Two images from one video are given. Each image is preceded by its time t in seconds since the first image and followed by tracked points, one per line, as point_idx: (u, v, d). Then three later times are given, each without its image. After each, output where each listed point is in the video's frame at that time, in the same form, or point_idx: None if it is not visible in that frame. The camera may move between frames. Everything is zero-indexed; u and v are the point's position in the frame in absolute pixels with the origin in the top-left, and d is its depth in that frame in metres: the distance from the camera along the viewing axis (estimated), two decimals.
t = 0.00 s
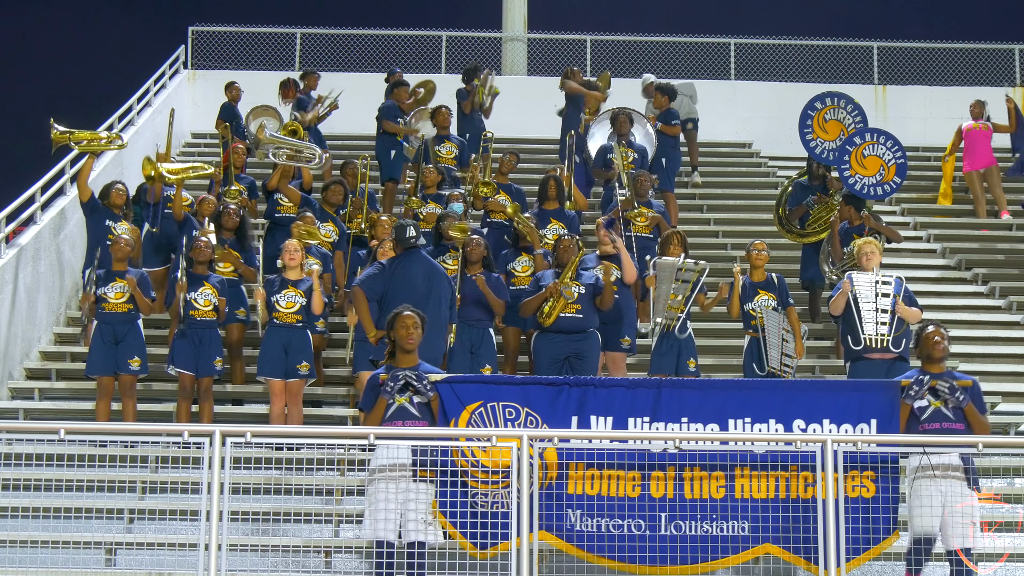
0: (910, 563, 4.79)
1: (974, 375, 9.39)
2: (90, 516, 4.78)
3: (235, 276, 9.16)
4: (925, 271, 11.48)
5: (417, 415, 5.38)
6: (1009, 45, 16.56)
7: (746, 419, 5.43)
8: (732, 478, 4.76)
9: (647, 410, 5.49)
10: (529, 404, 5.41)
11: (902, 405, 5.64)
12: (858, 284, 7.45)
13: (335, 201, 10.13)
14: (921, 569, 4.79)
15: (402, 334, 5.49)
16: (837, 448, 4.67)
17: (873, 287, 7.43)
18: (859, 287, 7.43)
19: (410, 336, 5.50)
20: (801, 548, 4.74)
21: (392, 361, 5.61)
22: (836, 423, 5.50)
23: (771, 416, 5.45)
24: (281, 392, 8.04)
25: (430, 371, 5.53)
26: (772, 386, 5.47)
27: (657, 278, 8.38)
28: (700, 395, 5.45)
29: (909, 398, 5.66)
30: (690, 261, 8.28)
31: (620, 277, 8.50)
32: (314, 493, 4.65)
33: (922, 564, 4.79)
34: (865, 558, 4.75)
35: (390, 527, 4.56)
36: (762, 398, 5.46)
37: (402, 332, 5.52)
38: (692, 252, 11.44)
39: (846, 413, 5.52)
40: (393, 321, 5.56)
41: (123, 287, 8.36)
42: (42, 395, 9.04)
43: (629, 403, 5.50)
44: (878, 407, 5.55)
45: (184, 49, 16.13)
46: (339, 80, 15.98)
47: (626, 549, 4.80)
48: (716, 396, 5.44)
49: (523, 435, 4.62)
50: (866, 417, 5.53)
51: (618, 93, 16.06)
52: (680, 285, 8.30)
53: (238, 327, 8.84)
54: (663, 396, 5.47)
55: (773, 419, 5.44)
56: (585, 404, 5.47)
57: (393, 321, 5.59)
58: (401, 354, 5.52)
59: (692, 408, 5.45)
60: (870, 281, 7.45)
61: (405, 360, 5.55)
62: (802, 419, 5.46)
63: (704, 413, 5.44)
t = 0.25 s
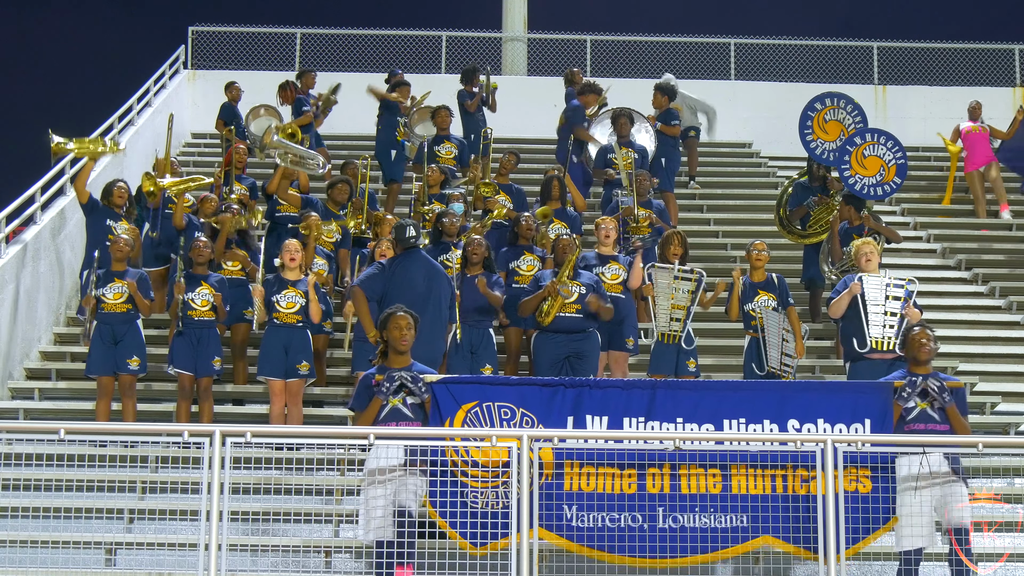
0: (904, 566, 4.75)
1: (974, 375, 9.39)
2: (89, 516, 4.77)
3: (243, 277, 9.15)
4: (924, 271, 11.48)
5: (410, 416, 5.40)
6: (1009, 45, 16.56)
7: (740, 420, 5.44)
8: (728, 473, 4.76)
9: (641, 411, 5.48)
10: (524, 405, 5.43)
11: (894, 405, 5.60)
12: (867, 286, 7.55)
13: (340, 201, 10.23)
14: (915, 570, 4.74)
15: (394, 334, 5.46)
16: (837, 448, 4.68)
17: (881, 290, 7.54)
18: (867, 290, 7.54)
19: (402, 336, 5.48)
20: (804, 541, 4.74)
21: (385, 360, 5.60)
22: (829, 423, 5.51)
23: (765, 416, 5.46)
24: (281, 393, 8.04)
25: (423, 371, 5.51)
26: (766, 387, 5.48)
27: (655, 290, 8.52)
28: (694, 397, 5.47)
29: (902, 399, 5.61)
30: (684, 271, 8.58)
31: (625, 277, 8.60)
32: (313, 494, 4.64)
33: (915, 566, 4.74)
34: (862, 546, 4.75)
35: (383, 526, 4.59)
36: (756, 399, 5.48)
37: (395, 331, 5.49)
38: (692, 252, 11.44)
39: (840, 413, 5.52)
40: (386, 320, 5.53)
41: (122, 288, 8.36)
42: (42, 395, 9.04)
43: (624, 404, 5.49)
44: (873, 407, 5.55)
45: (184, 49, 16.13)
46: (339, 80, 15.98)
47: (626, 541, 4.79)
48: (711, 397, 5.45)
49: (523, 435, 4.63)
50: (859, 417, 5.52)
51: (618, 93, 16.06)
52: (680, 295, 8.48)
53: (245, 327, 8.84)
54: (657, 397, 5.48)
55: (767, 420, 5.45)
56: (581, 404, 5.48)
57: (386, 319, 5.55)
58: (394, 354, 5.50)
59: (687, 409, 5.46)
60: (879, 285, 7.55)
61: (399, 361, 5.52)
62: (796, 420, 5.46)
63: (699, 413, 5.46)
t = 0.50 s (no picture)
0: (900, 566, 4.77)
1: (974, 375, 9.39)
2: (89, 515, 4.77)
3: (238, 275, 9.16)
4: (925, 271, 11.48)
5: (412, 419, 5.49)
6: (1009, 45, 16.56)
7: (745, 420, 5.43)
8: (733, 472, 4.74)
9: (646, 412, 5.46)
10: (530, 406, 5.40)
11: (898, 405, 5.61)
12: (868, 291, 7.52)
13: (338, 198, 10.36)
14: (910, 569, 4.77)
15: (394, 335, 5.66)
16: (838, 448, 4.68)
17: (881, 292, 7.48)
18: (868, 293, 7.52)
19: (402, 336, 5.67)
20: (805, 538, 4.72)
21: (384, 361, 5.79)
22: (835, 424, 5.50)
23: (770, 417, 5.46)
24: (281, 393, 8.04)
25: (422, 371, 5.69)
26: (770, 388, 5.48)
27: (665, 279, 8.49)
28: (699, 397, 5.44)
29: (904, 401, 5.70)
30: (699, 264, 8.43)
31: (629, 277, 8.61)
32: (313, 494, 4.64)
33: (911, 565, 4.76)
34: (864, 551, 4.73)
35: (380, 526, 4.59)
36: (759, 400, 5.48)
37: (394, 333, 5.69)
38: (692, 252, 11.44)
39: (844, 413, 5.53)
40: (385, 321, 5.73)
41: (122, 290, 8.38)
42: (42, 395, 9.04)
43: (630, 405, 5.46)
44: (877, 408, 5.54)
45: (184, 49, 16.13)
46: (339, 80, 15.98)
47: (627, 539, 4.78)
48: (716, 398, 5.43)
49: (523, 435, 4.63)
50: (864, 417, 5.54)
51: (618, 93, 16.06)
52: (690, 288, 8.39)
53: (243, 328, 8.83)
54: (663, 398, 5.45)
55: (772, 420, 5.44)
56: (587, 405, 5.45)
57: (384, 321, 5.76)
58: (393, 354, 5.69)
59: (692, 410, 5.43)
60: (880, 287, 7.50)
61: (398, 361, 5.72)
62: (801, 420, 5.45)
63: (705, 413, 5.43)
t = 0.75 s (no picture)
0: (898, 567, 4.76)
1: (974, 375, 9.39)
2: (89, 516, 4.77)
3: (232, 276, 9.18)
4: (925, 270, 11.48)
5: (416, 421, 5.43)
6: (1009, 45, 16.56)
7: (748, 421, 5.44)
8: (736, 472, 4.74)
9: (649, 413, 5.46)
10: (534, 407, 5.42)
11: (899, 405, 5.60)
12: (856, 288, 7.42)
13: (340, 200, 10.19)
14: (909, 570, 4.76)
15: (400, 335, 5.58)
16: (837, 448, 4.67)
17: (869, 291, 7.40)
18: (857, 291, 7.42)
19: (408, 337, 5.59)
20: (803, 539, 4.72)
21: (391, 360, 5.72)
22: (837, 424, 5.50)
23: (773, 417, 5.46)
24: (281, 393, 8.04)
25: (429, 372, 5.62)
26: (771, 388, 5.48)
27: (663, 275, 8.49)
28: (701, 398, 5.46)
29: (904, 401, 5.71)
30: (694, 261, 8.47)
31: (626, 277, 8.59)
32: (313, 493, 4.64)
33: (909, 567, 4.76)
34: (864, 556, 4.70)
35: (393, 533, 4.56)
36: (762, 400, 5.48)
37: (400, 333, 5.61)
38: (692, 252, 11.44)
39: (846, 414, 5.52)
40: (391, 320, 5.64)
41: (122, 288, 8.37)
42: (42, 395, 9.04)
43: (633, 406, 5.48)
44: (880, 407, 5.53)
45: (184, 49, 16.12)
46: (339, 80, 15.98)
47: (627, 540, 4.78)
48: (718, 399, 5.44)
49: (523, 435, 4.63)
50: (864, 418, 5.53)
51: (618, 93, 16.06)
52: (687, 283, 8.46)
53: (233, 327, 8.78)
54: (665, 399, 5.45)
55: (776, 421, 5.45)
56: (589, 406, 5.46)
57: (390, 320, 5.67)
58: (399, 354, 5.62)
59: (694, 410, 5.45)
60: (868, 285, 7.41)
61: (404, 362, 5.63)
62: (803, 420, 5.46)
63: (708, 414, 5.43)
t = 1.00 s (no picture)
0: (899, 566, 4.79)
1: (973, 375, 9.39)
2: (89, 515, 4.77)
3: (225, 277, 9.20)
4: (925, 270, 11.48)
5: (429, 422, 5.41)
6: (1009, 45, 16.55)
7: (753, 426, 5.44)
8: (741, 477, 4.77)
9: (654, 417, 5.44)
10: (539, 410, 5.42)
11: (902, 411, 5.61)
12: (867, 284, 7.42)
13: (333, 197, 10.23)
14: (910, 570, 4.78)
15: (418, 335, 5.54)
16: (837, 450, 4.66)
17: (880, 289, 7.41)
18: (867, 288, 7.42)
19: (425, 338, 5.55)
20: (802, 547, 4.73)
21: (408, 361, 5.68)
22: (841, 430, 5.51)
23: (778, 422, 5.46)
24: (281, 392, 8.04)
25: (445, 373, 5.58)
26: (777, 393, 5.48)
27: (657, 282, 8.50)
28: (707, 403, 5.44)
29: (910, 406, 5.67)
30: (688, 270, 8.53)
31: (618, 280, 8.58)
32: (314, 494, 4.65)
33: (911, 566, 4.78)
34: (862, 567, 4.73)
35: (399, 533, 4.60)
36: (766, 406, 5.48)
37: (417, 334, 5.57)
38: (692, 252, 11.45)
39: (850, 419, 5.52)
40: (408, 321, 5.60)
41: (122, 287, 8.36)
42: (42, 395, 9.05)
43: (638, 410, 5.45)
44: (883, 412, 5.53)
45: (184, 49, 16.12)
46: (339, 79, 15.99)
47: (626, 547, 4.83)
48: (724, 404, 5.43)
49: (523, 435, 4.63)
50: (867, 424, 5.51)
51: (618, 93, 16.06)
52: (682, 289, 8.48)
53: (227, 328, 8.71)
54: (671, 403, 5.44)
55: (780, 425, 5.45)
56: (594, 413, 5.43)
57: (406, 321, 5.62)
58: (416, 355, 5.58)
59: (700, 414, 5.43)
60: (880, 283, 7.42)
61: (421, 363, 5.60)
62: (808, 425, 5.47)
63: (713, 419, 5.43)
